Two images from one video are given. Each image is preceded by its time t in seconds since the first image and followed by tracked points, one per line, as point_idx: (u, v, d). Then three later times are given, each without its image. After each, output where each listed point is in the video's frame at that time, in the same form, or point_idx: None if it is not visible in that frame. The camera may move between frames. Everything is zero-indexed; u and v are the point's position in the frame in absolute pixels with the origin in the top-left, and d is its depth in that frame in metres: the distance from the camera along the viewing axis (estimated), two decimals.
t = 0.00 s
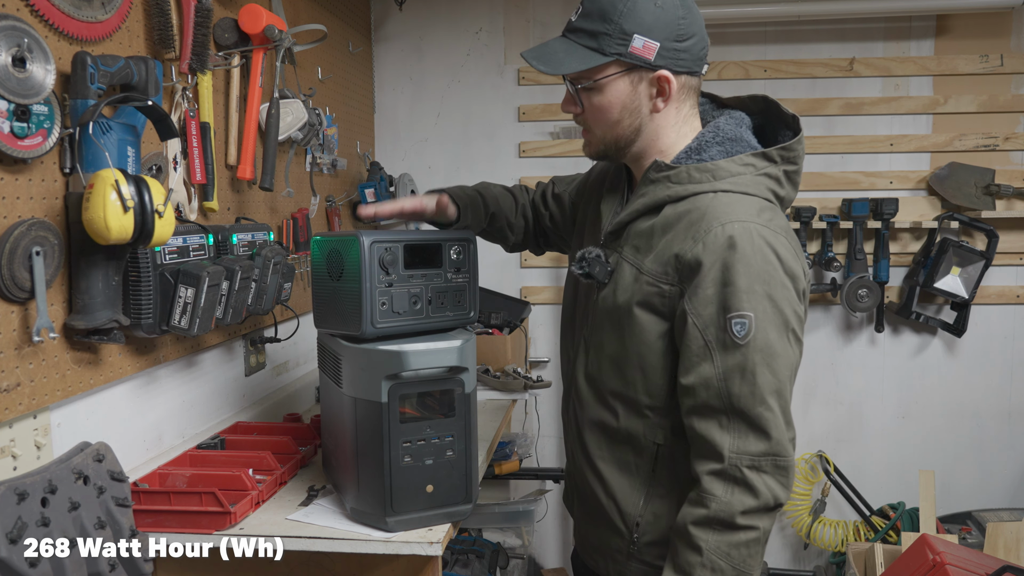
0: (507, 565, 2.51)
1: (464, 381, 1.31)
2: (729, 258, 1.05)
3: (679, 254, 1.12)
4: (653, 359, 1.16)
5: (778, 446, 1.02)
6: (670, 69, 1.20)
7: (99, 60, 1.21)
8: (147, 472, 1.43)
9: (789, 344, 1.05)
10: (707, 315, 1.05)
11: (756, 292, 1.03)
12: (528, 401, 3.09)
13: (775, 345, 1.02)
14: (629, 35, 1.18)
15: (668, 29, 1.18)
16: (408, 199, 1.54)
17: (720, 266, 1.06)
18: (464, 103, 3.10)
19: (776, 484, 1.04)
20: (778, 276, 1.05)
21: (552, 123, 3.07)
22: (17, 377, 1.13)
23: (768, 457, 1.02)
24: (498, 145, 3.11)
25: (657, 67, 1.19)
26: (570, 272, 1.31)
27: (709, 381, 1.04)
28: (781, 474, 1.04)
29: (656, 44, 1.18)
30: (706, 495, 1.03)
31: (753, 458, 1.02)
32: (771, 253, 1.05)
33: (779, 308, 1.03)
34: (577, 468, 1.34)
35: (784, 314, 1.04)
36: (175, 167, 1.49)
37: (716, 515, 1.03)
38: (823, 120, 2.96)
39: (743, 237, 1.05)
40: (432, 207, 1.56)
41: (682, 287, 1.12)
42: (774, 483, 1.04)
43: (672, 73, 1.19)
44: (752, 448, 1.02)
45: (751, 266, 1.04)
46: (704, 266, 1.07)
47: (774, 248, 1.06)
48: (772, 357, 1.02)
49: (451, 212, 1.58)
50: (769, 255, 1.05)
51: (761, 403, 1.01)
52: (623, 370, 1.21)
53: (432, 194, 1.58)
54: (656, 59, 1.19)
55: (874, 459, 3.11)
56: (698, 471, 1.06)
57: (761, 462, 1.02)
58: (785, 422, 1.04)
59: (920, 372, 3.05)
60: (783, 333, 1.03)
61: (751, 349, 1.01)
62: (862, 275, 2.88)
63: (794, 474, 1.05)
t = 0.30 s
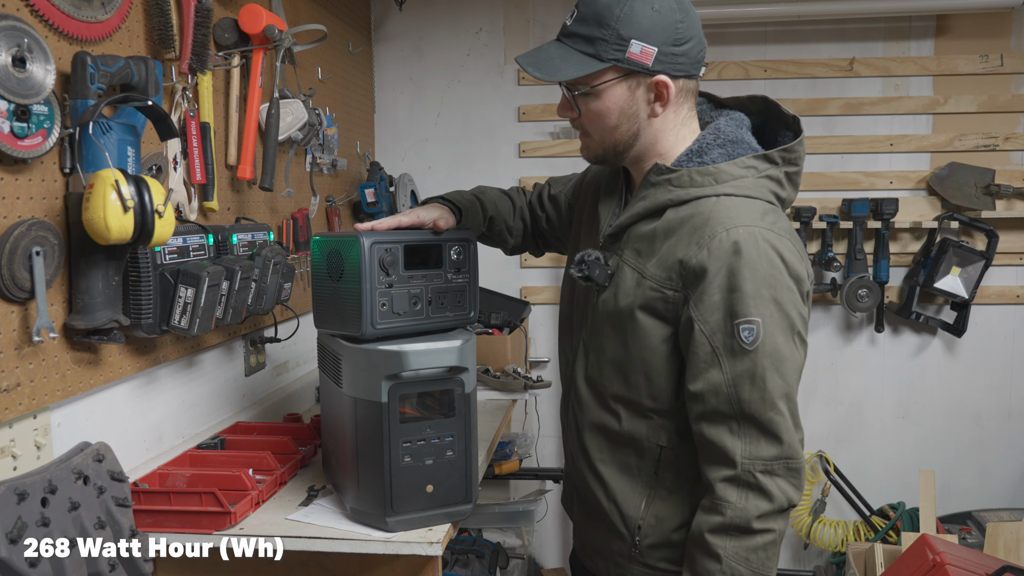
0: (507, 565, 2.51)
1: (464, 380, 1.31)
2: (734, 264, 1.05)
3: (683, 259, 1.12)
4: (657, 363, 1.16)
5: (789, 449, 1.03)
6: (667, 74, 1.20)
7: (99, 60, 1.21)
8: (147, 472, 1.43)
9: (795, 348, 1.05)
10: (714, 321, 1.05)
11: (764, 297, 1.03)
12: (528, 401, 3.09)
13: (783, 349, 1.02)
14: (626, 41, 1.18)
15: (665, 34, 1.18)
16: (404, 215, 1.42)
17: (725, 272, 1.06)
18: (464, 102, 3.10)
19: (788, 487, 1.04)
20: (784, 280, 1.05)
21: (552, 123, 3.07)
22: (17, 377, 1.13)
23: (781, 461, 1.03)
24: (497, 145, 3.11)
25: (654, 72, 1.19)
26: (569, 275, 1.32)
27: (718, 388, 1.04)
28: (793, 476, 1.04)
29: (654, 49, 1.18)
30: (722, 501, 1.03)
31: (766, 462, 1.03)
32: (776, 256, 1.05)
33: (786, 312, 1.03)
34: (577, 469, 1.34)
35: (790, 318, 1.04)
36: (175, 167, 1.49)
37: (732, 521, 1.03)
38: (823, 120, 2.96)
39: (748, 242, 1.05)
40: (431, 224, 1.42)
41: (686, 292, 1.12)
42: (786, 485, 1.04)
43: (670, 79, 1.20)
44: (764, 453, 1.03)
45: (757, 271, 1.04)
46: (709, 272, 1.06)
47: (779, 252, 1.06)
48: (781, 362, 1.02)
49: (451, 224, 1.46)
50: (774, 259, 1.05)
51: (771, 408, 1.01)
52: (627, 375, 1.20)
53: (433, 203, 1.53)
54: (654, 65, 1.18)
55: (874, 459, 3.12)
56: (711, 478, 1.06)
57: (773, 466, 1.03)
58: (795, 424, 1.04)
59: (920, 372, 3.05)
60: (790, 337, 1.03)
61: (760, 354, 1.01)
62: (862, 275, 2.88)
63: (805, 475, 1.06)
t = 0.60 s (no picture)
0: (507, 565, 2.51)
1: (464, 380, 1.31)
2: (732, 264, 1.05)
3: (681, 260, 1.11)
4: (655, 363, 1.16)
5: (785, 451, 1.03)
6: (666, 72, 1.20)
7: (99, 60, 1.21)
8: (147, 472, 1.43)
9: (793, 348, 1.05)
10: (711, 322, 1.05)
11: (761, 297, 1.03)
12: (528, 401, 3.09)
13: (781, 350, 1.02)
14: (624, 38, 1.18)
15: (663, 31, 1.18)
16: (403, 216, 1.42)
17: (723, 272, 1.06)
18: (464, 102, 3.10)
19: (783, 488, 1.04)
20: (782, 280, 1.04)
21: (552, 123, 3.07)
22: (17, 377, 1.13)
23: (775, 462, 1.03)
24: (497, 145, 3.11)
25: (653, 69, 1.19)
26: (569, 276, 1.32)
27: (714, 388, 1.04)
28: (788, 478, 1.04)
29: (652, 46, 1.18)
30: (715, 502, 1.03)
31: (760, 463, 1.03)
32: (774, 256, 1.05)
33: (784, 312, 1.03)
34: (577, 470, 1.34)
35: (788, 319, 1.04)
36: (175, 167, 1.49)
37: (725, 522, 1.03)
38: (823, 120, 2.96)
39: (746, 243, 1.05)
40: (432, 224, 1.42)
41: (684, 293, 1.12)
42: (781, 487, 1.04)
43: (669, 76, 1.20)
44: (759, 454, 1.03)
45: (755, 271, 1.03)
46: (707, 272, 1.06)
47: (777, 252, 1.06)
48: (777, 363, 1.02)
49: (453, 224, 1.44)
50: (772, 259, 1.05)
51: (767, 409, 1.01)
52: (625, 375, 1.21)
53: (433, 203, 1.53)
54: (652, 62, 1.18)
55: (874, 459, 3.11)
56: (706, 478, 1.06)
57: (768, 467, 1.03)
58: (791, 426, 1.04)
59: (920, 372, 3.05)
60: (788, 338, 1.03)
61: (756, 355, 1.01)
62: (862, 275, 2.88)
63: (800, 477, 1.06)
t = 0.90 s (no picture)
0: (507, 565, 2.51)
1: (464, 381, 1.31)
2: (727, 266, 1.05)
3: (677, 262, 1.11)
4: (652, 365, 1.16)
5: (777, 454, 1.02)
6: (662, 75, 1.20)
7: (99, 60, 1.21)
8: (147, 472, 1.43)
9: (789, 351, 1.05)
10: (706, 324, 1.05)
11: (756, 300, 1.02)
12: (528, 401, 3.09)
13: (775, 353, 1.02)
14: (619, 45, 1.18)
15: (657, 35, 1.19)
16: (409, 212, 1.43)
17: (718, 275, 1.06)
18: (464, 102, 3.10)
19: (774, 492, 1.04)
20: (777, 283, 1.04)
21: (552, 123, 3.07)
22: (17, 377, 1.13)
23: (766, 465, 1.02)
24: (497, 145, 3.11)
25: (650, 74, 1.19)
26: (567, 278, 1.32)
27: (707, 390, 1.04)
28: (779, 482, 1.04)
29: (647, 51, 1.18)
30: (704, 502, 1.04)
31: (751, 466, 1.02)
32: (770, 259, 1.05)
33: (778, 315, 1.03)
34: (577, 469, 1.34)
35: (784, 322, 1.03)
36: (175, 167, 1.49)
37: (714, 523, 1.03)
38: (823, 120, 2.96)
39: (742, 245, 1.05)
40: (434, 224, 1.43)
41: (680, 295, 1.12)
42: (772, 490, 1.04)
43: (665, 80, 1.20)
44: (750, 457, 1.03)
45: (750, 274, 1.03)
46: (702, 274, 1.06)
47: (773, 255, 1.06)
48: (771, 366, 1.01)
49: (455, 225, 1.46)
50: (768, 262, 1.05)
51: (760, 412, 1.01)
52: (622, 377, 1.21)
53: (434, 204, 1.52)
54: (648, 66, 1.19)
55: (874, 459, 3.11)
56: (696, 479, 1.06)
57: (758, 470, 1.02)
58: (784, 429, 1.04)
59: (920, 373, 3.05)
60: (783, 341, 1.03)
61: (750, 357, 1.01)
62: (862, 275, 2.88)
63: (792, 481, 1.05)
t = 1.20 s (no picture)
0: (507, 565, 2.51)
1: (463, 381, 1.31)
2: (721, 267, 1.05)
3: (672, 262, 1.12)
4: (647, 365, 1.16)
5: (773, 455, 1.02)
6: (659, 73, 1.20)
7: (99, 60, 1.21)
8: (147, 472, 1.43)
9: (783, 351, 1.05)
10: (700, 324, 1.05)
11: (750, 300, 1.02)
12: (528, 401, 3.09)
13: (769, 353, 1.02)
14: (615, 43, 1.18)
15: (653, 32, 1.19)
16: (404, 216, 1.44)
17: (713, 275, 1.06)
18: (464, 102, 3.10)
19: (769, 492, 1.04)
20: (772, 283, 1.04)
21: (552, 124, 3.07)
22: (17, 377, 1.13)
23: (762, 466, 1.02)
24: (498, 145, 3.11)
25: (646, 71, 1.19)
26: (565, 278, 1.32)
27: (702, 390, 1.04)
28: (774, 481, 1.04)
29: (644, 48, 1.18)
30: (700, 503, 1.04)
31: (746, 466, 1.02)
32: (764, 259, 1.05)
33: (773, 315, 1.03)
34: (577, 469, 1.34)
35: (778, 322, 1.03)
36: (175, 167, 1.49)
37: (710, 523, 1.03)
38: (823, 120, 2.96)
39: (736, 246, 1.05)
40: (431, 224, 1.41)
41: (675, 295, 1.12)
42: (768, 491, 1.04)
43: (662, 77, 1.20)
44: (745, 457, 1.02)
45: (744, 275, 1.03)
46: (697, 275, 1.06)
47: (767, 255, 1.05)
48: (766, 366, 1.01)
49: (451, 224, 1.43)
50: (762, 262, 1.05)
51: (754, 412, 1.01)
52: (618, 377, 1.21)
53: (432, 203, 1.52)
54: (644, 64, 1.19)
55: (874, 459, 3.11)
56: (692, 480, 1.06)
57: (754, 470, 1.02)
58: (779, 429, 1.04)
59: (920, 373, 3.05)
60: (778, 341, 1.03)
61: (744, 358, 1.01)
62: (862, 275, 2.88)
63: (788, 481, 1.05)
